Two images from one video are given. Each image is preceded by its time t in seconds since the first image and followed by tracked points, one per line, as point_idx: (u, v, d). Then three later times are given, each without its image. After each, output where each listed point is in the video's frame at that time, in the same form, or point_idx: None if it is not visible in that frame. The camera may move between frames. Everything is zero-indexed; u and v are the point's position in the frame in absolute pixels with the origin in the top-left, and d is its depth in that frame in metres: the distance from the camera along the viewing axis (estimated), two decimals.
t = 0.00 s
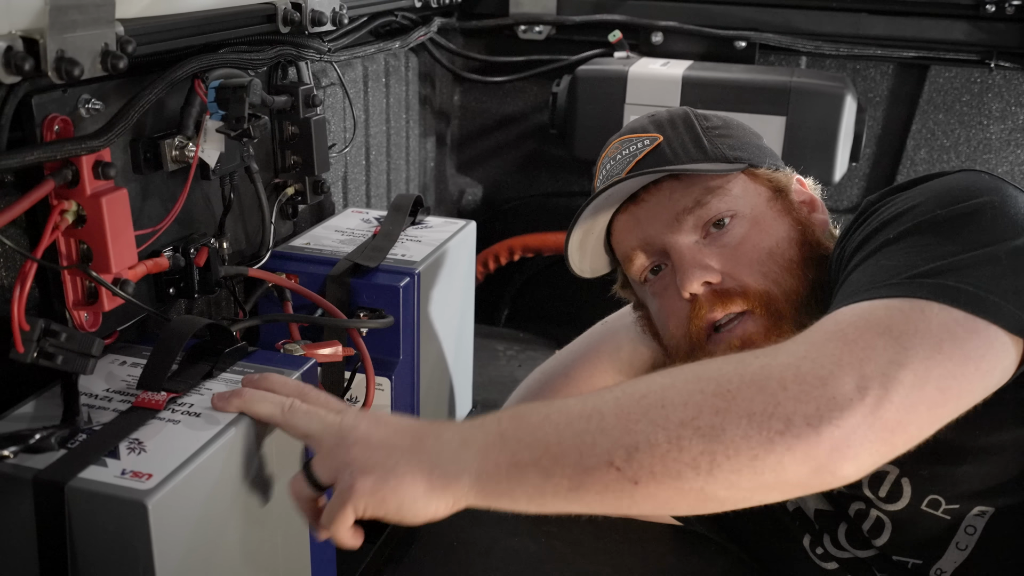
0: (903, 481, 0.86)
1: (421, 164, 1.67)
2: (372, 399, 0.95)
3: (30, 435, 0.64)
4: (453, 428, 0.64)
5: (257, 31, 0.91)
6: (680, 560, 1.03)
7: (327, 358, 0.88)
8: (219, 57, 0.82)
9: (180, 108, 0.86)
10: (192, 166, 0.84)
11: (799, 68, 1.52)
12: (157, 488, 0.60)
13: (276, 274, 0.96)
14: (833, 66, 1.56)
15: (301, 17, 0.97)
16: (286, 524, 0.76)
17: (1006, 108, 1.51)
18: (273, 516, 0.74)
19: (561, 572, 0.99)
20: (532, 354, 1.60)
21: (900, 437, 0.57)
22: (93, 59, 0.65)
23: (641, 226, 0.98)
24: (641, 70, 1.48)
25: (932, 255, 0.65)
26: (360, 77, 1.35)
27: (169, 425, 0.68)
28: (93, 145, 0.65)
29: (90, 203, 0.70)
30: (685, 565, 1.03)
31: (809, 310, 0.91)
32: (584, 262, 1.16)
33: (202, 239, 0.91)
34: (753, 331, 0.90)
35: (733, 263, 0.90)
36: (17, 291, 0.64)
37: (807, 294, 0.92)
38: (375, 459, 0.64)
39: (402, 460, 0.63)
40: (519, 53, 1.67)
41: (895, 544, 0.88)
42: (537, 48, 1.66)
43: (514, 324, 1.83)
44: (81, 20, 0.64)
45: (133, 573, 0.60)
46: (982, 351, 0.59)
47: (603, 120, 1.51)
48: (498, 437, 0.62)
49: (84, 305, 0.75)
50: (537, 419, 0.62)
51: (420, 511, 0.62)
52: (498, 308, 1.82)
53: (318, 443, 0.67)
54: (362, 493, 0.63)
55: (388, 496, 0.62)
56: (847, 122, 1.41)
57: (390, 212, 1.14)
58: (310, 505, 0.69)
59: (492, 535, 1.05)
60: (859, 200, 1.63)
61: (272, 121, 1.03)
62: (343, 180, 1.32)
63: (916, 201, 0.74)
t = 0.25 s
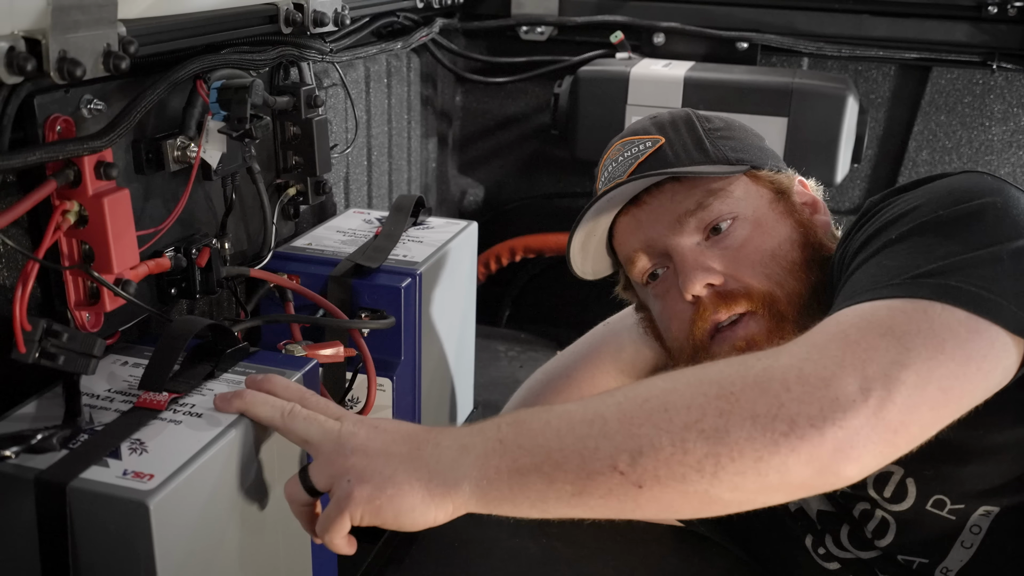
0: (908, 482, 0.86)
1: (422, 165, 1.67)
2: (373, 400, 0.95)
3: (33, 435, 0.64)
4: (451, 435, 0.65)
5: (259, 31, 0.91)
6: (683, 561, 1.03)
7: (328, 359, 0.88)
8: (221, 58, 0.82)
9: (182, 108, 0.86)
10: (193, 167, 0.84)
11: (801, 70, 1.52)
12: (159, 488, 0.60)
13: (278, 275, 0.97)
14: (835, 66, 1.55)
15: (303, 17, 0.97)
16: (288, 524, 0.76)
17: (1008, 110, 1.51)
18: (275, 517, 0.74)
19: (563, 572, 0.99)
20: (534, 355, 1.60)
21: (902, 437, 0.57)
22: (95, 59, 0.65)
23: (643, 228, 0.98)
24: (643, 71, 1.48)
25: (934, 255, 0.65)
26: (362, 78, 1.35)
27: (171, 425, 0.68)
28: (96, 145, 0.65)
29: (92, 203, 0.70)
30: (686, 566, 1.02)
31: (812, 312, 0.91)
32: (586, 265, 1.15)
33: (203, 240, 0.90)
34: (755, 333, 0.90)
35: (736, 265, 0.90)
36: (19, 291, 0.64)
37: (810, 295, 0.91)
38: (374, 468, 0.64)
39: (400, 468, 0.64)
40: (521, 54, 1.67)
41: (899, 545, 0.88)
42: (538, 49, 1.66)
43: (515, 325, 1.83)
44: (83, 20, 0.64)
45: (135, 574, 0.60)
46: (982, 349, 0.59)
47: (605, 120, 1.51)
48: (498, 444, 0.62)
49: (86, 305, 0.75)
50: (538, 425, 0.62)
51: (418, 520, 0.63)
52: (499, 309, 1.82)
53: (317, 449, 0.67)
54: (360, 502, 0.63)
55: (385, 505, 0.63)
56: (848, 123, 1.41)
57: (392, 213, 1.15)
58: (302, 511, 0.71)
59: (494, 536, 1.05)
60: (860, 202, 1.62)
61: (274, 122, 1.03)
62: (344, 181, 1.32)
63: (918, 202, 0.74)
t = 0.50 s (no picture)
0: (908, 482, 0.86)
1: (423, 165, 1.67)
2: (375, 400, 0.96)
3: (34, 436, 0.64)
4: (448, 441, 0.65)
5: (260, 33, 0.91)
6: (684, 562, 1.03)
7: (329, 360, 0.88)
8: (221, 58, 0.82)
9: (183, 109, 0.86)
10: (194, 168, 0.84)
11: (802, 69, 1.52)
12: (160, 489, 0.60)
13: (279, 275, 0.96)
14: (835, 66, 1.55)
15: (304, 18, 0.97)
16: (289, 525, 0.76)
17: (1009, 109, 1.51)
18: (277, 519, 0.74)
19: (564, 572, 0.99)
20: (535, 355, 1.60)
21: (898, 438, 0.57)
22: (95, 60, 0.65)
23: (644, 225, 0.98)
24: (643, 71, 1.48)
25: (932, 256, 0.65)
26: (362, 78, 1.35)
27: (173, 426, 0.68)
28: (97, 146, 0.65)
29: (93, 204, 0.70)
30: (688, 567, 1.02)
31: (813, 309, 0.91)
32: (587, 261, 1.15)
33: (204, 241, 0.90)
34: (753, 328, 0.89)
35: (736, 263, 0.90)
36: (19, 293, 0.64)
37: (811, 294, 0.91)
38: (370, 475, 0.64)
39: (397, 475, 0.64)
40: (521, 54, 1.67)
41: (899, 545, 0.88)
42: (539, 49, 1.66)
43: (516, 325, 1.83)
44: (84, 21, 0.63)
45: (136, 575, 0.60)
46: (979, 350, 0.59)
47: (606, 120, 1.51)
48: (495, 448, 0.62)
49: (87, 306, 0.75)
50: (534, 429, 0.62)
51: (413, 526, 0.63)
52: (500, 310, 1.82)
53: (315, 454, 0.67)
54: (357, 509, 0.63)
55: (382, 512, 0.63)
56: (849, 123, 1.41)
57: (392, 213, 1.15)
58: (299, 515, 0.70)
59: (495, 537, 1.05)
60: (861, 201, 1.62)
61: (274, 123, 1.03)
62: (345, 182, 1.32)
63: (917, 202, 0.74)
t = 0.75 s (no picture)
0: (912, 477, 0.85)
1: (424, 165, 1.67)
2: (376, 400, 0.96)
3: (34, 435, 0.64)
4: (490, 407, 0.58)
5: (261, 32, 0.91)
6: (685, 561, 1.03)
7: (330, 359, 0.88)
8: (223, 57, 0.82)
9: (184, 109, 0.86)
10: (195, 167, 0.84)
11: (803, 69, 1.52)
12: (160, 488, 0.60)
13: (280, 275, 0.96)
14: (836, 66, 1.55)
15: (304, 18, 0.97)
16: (289, 524, 0.76)
17: (1010, 108, 1.51)
18: (277, 520, 0.74)
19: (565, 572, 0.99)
20: (536, 354, 1.60)
21: (958, 411, 0.51)
22: (96, 60, 0.65)
23: (652, 211, 0.99)
24: (644, 71, 1.48)
25: (954, 242, 0.64)
26: (364, 78, 1.35)
27: (173, 425, 0.68)
28: (98, 146, 0.65)
29: (94, 204, 0.70)
30: (688, 566, 1.02)
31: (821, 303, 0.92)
32: (594, 244, 1.16)
33: (205, 240, 0.90)
34: (759, 320, 0.89)
35: (741, 250, 0.90)
36: (20, 292, 0.64)
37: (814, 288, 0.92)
38: (418, 450, 0.57)
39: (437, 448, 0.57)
40: (522, 54, 1.67)
41: (901, 541, 0.88)
42: (540, 48, 1.66)
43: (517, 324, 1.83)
44: (85, 21, 0.63)
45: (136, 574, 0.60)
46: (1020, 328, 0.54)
47: (606, 120, 1.51)
48: (542, 414, 0.56)
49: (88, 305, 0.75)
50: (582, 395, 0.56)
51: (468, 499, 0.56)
52: (500, 309, 1.82)
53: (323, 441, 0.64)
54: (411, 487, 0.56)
55: (438, 488, 0.55)
56: (850, 122, 1.41)
57: (393, 212, 1.15)
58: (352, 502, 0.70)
59: (496, 536, 1.05)
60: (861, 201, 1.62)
61: (276, 122, 1.03)
62: (346, 181, 1.32)
63: (923, 198, 0.74)
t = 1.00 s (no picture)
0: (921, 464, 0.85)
1: (425, 164, 1.67)
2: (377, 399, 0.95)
3: (35, 435, 0.64)
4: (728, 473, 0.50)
5: (262, 32, 0.91)
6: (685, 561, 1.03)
7: (331, 358, 0.88)
8: (224, 56, 0.82)
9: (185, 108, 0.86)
10: (197, 167, 0.84)
11: (804, 68, 1.52)
12: (162, 488, 0.60)
13: (281, 274, 0.96)
14: (837, 66, 1.55)
15: (305, 18, 0.97)
16: (290, 523, 0.76)
17: (1011, 108, 1.51)
18: (277, 521, 0.74)
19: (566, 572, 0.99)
20: (537, 354, 1.60)
21: None
22: (98, 59, 0.65)
23: (654, 207, 1.00)
24: (645, 70, 1.48)
25: None
26: (365, 78, 1.35)
27: (174, 425, 0.68)
28: (99, 146, 0.65)
29: (95, 203, 0.70)
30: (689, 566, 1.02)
31: (830, 294, 0.93)
32: (597, 237, 1.14)
33: (206, 240, 0.90)
34: (759, 312, 0.92)
35: (743, 245, 0.92)
36: (22, 291, 0.64)
37: (816, 283, 0.93)
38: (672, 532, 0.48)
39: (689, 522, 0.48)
40: (523, 54, 1.67)
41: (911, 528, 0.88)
42: (541, 48, 1.66)
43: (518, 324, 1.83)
44: (86, 21, 0.63)
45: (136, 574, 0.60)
46: None
47: (607, 120, 1.51)
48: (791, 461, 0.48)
49: (89, 305, 0.75)
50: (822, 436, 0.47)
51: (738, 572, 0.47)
52: (501, 309, 1.82)
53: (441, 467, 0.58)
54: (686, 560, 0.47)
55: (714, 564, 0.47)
56: (851, 122, 1.41)
57: (393, 212, 1.15)
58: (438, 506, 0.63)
59: (497, 536, 1.05)
60: (863, 200, 1.62)
61: (277, 122, 1.04)
62: (347, 181, 1.32)
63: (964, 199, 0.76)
